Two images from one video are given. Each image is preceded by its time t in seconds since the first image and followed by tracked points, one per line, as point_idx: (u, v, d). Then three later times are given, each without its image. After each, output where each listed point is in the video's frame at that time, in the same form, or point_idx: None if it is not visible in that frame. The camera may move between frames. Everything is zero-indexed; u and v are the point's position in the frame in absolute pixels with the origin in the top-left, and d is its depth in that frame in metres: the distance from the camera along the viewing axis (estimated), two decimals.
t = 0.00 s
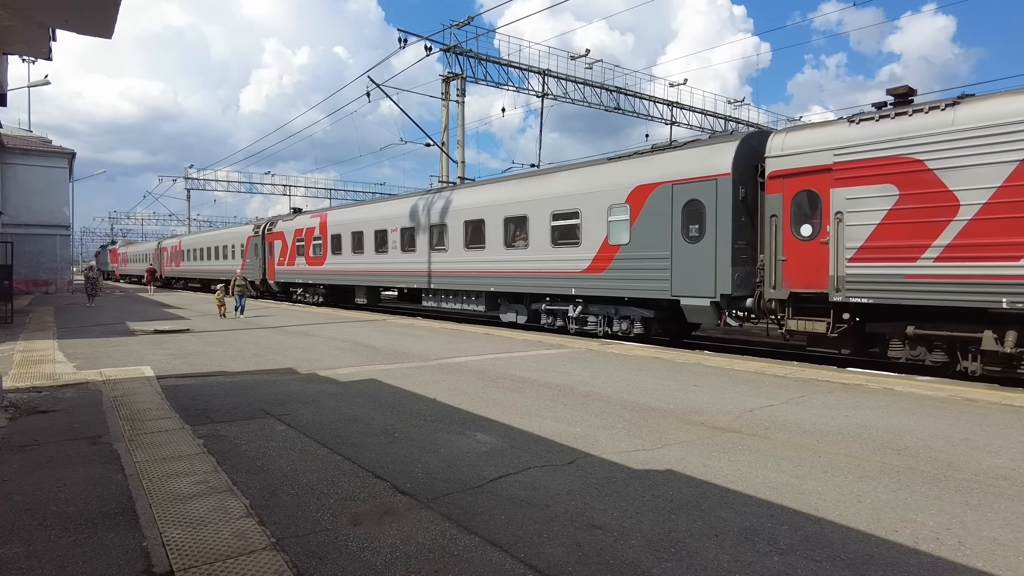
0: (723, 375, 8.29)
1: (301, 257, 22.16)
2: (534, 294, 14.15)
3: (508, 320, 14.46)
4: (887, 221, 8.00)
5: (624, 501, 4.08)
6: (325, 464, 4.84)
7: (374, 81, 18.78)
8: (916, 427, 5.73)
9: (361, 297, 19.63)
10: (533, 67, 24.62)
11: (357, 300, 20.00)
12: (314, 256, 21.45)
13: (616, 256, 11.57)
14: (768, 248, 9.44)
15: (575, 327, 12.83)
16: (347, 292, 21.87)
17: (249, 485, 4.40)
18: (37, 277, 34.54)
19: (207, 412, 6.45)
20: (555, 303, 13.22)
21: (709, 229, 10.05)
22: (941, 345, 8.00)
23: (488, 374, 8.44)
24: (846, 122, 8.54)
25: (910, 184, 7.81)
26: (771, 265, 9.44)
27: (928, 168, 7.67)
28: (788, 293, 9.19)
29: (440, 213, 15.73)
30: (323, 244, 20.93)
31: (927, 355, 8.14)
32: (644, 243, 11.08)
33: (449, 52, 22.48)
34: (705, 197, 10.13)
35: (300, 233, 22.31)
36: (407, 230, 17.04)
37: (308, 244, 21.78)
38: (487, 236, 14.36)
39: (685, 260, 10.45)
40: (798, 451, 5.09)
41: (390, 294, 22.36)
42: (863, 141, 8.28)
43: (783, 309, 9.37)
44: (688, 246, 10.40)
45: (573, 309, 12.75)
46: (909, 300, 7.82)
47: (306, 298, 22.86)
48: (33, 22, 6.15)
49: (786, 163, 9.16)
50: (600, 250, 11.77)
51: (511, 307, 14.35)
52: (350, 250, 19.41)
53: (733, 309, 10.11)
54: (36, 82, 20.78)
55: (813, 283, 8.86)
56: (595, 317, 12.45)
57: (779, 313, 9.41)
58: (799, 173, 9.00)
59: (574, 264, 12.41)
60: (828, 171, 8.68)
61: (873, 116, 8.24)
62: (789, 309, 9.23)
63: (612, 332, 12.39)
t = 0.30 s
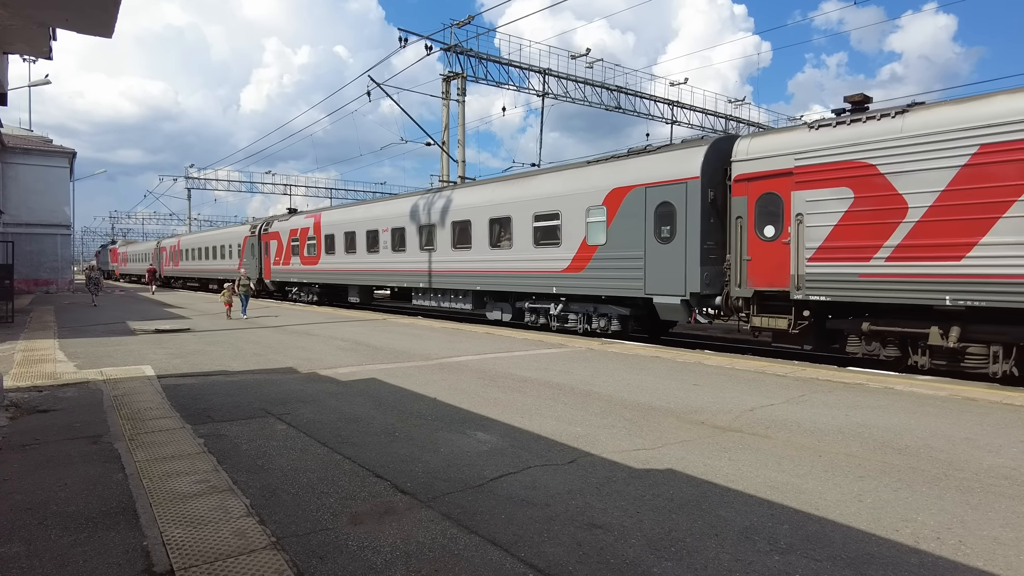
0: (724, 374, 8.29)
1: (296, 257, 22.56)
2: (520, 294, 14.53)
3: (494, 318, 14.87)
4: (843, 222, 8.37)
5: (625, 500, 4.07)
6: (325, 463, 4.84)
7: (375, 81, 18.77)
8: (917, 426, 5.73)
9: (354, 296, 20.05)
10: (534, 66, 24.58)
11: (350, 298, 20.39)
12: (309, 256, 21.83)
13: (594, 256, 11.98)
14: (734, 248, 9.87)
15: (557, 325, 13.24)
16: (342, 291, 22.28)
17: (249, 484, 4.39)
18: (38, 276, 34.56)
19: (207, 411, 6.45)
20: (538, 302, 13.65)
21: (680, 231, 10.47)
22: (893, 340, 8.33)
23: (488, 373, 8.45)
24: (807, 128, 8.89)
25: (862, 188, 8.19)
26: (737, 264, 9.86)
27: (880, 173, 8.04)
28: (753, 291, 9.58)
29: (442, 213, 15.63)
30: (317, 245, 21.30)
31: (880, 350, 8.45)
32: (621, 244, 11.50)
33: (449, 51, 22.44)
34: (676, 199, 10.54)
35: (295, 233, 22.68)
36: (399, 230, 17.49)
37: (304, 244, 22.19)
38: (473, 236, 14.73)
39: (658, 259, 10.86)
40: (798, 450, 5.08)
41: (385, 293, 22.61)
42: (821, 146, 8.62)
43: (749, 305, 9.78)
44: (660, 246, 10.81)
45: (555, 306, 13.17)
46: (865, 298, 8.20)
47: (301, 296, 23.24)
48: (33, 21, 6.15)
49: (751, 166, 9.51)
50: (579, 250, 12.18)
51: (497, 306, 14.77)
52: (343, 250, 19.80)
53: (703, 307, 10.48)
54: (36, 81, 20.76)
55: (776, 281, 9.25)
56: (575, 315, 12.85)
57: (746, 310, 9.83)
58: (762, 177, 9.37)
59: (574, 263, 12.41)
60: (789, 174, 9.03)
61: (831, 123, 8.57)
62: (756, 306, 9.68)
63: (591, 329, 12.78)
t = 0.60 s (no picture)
0: (724, 374, 8.29)
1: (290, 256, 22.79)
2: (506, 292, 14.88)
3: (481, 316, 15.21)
4: (803, 223, 8.71)
5: (626, 499, 4.07)
6: (326, 462, 4.84)
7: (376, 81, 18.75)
8: (917, 425, 5.73)
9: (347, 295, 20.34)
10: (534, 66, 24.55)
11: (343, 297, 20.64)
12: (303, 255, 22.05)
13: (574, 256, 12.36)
14: (702, 248, 10.22)
15: (539, 322, 13.65)
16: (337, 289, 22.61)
17: (250, 484, 4.39)
18: (38, 276, 34.55)
19: (208, 411, 6.45)
20: (522, 300, 14.05)
21: (653, 231, 10.86)
22: (851, 336, 8.73)
23: (488, 373, 8.46)
24: (772, 133, 9.26)
25: (822, 190, 8.50)
26: (705, 264, 10.23)
27: (836, 176, 8.37)
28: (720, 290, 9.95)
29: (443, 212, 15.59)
30: (311, 244, 21.55)
31: (840, 345, 8.83)
32: (600, 244, 11.87)
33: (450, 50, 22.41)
34: (650, 201, 10.94)
35: (290, 233, 22.92)
36: (389, 230, 17.81)
37: (298, 244, 22.39)
38: (461, 236, 15.12)
39: (634, 259, 11.24)
40: (799, 449, 5.08)
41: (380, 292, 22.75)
42: (784, 150, 8.97)
43: (717, 303, 10.17)
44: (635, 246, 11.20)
45: (537, 304, 13.57)
46: (825, 296, 8.54)
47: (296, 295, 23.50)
48: (33, 20, 6.14)
49: (720, 170, 9.89)
50: (560, 250, 12.56)
51: (483, 304, 15.11)
52: (336, 250, 20.09)
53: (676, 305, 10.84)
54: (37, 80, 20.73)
55: (742, 281, 9.61)
56: (556, 313, 13.25)
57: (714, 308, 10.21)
58: (729, 180, 9.75)
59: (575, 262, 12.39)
60: (754, 177, 9.38)
61: (792, 127, 8.91)
62: (723, 305, 10.04)
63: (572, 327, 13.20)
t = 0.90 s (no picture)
0: (724, 373, 8.30)
1: (286, 255, 23.03)
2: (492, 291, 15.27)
3: (468, 314, 15.58)
4: (767, 224, 9.15)
5: (626, 499, 4.07)
6: (327, 461, 4.84)
7: (376, 80, 18.75)
8: (918, 425, 5.73)
9: (340, 293, 20.61)
10: (535, 65, 24.52)
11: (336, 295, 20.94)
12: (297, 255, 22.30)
13: (555, 256, 12.79)
14: (674, 248, 10.68)
15: (523, 320, 14.07)
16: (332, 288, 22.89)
17: (250, 483, 4.39)
18: (39, 275, 34.55)
19: (208, 410, 6.44)
20: (507, 299, 14.47)
21: (629, 232, 11.31)
22: (813, 333, 9.19)
23: (489, 372, 8.46)
24: (738, 138, 9.68)
25: (785, 193, 8.95)
26: (678, 263, 10.69)
27: (798, 179, 8.82)
28: (691, 287, 10.41)
29: (444, 212, 15.54)
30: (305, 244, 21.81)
31: (802, 341, 9.29)
32: (580, 244, 12.28)
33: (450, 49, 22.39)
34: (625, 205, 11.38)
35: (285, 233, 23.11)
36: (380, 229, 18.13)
37: (291, 244, 22.63)
38: (461, 236, 15.11)
39: (611, 258, 11.67)
40: (800, 449, 5.08)
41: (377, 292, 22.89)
42: (750, 155, 9.39)
43: (688, 301, 10.62)
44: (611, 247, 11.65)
45: (521, 303, 13.99)
46: (789, 294, 8.96)
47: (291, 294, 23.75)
48: (34, 19, 6.12)
49: (690, 173, 10.31)
50: (541, 251, 12.97)
51: (470, 302, 15.49)
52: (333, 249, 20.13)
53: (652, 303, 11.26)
54: (37, 80, 20.67)
55: (711, 279, 10.06)
56: (539, 311, 13.67)
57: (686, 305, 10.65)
58: (699, 183, 10.19)
59: (577, 262, 12.38)
60: (721, 180, 9.83)
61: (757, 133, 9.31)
62: (694, 303, 10.49)
63: (554, 324, 13.61)
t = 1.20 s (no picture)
0: (724, 373, 8.31)
1: (282, 255, 23.21)
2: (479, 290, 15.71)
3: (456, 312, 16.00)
4: (735, 226, 9.58)
5: (626, 498, 4.07)
6: (327, 461, 4.84)
7: (376, 79, 18.75)
8: (918, 424, 5.72)
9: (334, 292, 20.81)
10: (535, 64, 24.52)
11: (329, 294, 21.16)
12: (293, 254, 22.60)
13: (538, 255, 13.24)
14: (648, 248, 11.10)
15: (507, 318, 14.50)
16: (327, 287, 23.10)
17: (250, 482, 4.40)
18: (40, 274, 34.58)
19: (209, 410, 6.44)
20: (494, 297, 14.90)
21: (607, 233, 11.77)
22: (777, 329, 9.58)
23: (489, 372, 8.46)
24: (709, 142, 10.09)
25: (750, 196, 9.38)
26: (652, 262, 11.11)
27: (762, 182, 9.24)
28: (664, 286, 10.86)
29: (445, 211, 15.52)
30: (300, 244, 22.11)
31: (768, 337, 9.67)
32: (562, 245, 12.73)
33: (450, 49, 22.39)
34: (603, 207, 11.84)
35: (281, 233, 23.29)
36: (373, 230, 18.51)
37: (288, 244, 22.94)
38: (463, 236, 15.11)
39: (590, 258, 12.14)
40: (800, 448, 5.08)
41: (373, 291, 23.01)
42: (720, 158, 9.81)
43: (662, 299, 11.03)
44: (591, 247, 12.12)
45: (506, 301, 14.43)
46: (756, 292, 9.35)
47: (286, 293, 23.99)
48: (35, 19, 6.12)
49: (664, 176, 10.74)
50: (525, 251, 13.45)
51: (459, 300, 15.89)
52: (334, 249, 20.13)
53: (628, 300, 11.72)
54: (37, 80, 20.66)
55: (683, 278, 10.51)
56: (523, 309, 14.10)
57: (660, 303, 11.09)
58: (671, 186, 10.62)
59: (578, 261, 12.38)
60: (692, 183, 10.27)
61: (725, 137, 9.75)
62: (667, 301, 10.91)
63: (538, 322, 14.07)
